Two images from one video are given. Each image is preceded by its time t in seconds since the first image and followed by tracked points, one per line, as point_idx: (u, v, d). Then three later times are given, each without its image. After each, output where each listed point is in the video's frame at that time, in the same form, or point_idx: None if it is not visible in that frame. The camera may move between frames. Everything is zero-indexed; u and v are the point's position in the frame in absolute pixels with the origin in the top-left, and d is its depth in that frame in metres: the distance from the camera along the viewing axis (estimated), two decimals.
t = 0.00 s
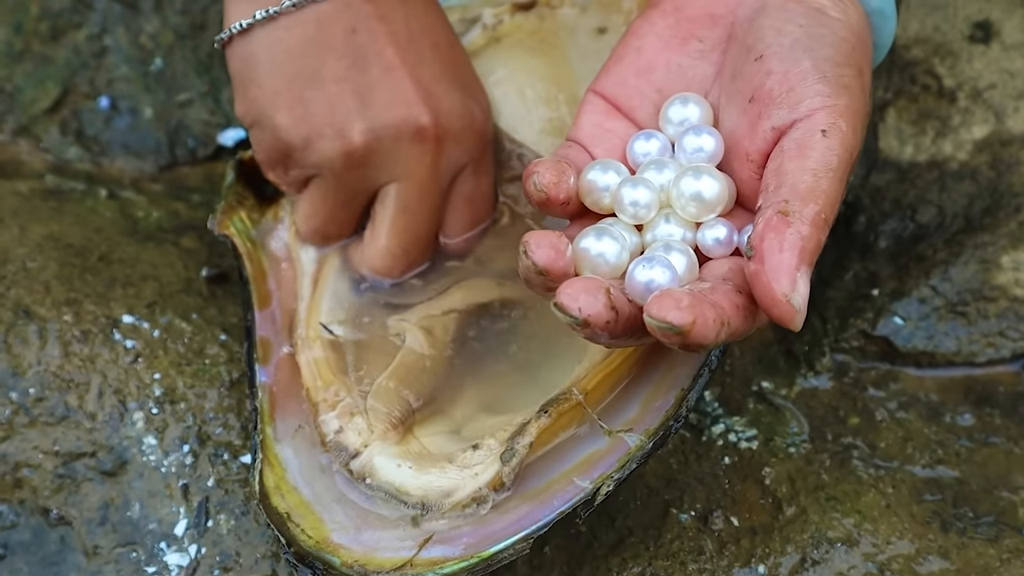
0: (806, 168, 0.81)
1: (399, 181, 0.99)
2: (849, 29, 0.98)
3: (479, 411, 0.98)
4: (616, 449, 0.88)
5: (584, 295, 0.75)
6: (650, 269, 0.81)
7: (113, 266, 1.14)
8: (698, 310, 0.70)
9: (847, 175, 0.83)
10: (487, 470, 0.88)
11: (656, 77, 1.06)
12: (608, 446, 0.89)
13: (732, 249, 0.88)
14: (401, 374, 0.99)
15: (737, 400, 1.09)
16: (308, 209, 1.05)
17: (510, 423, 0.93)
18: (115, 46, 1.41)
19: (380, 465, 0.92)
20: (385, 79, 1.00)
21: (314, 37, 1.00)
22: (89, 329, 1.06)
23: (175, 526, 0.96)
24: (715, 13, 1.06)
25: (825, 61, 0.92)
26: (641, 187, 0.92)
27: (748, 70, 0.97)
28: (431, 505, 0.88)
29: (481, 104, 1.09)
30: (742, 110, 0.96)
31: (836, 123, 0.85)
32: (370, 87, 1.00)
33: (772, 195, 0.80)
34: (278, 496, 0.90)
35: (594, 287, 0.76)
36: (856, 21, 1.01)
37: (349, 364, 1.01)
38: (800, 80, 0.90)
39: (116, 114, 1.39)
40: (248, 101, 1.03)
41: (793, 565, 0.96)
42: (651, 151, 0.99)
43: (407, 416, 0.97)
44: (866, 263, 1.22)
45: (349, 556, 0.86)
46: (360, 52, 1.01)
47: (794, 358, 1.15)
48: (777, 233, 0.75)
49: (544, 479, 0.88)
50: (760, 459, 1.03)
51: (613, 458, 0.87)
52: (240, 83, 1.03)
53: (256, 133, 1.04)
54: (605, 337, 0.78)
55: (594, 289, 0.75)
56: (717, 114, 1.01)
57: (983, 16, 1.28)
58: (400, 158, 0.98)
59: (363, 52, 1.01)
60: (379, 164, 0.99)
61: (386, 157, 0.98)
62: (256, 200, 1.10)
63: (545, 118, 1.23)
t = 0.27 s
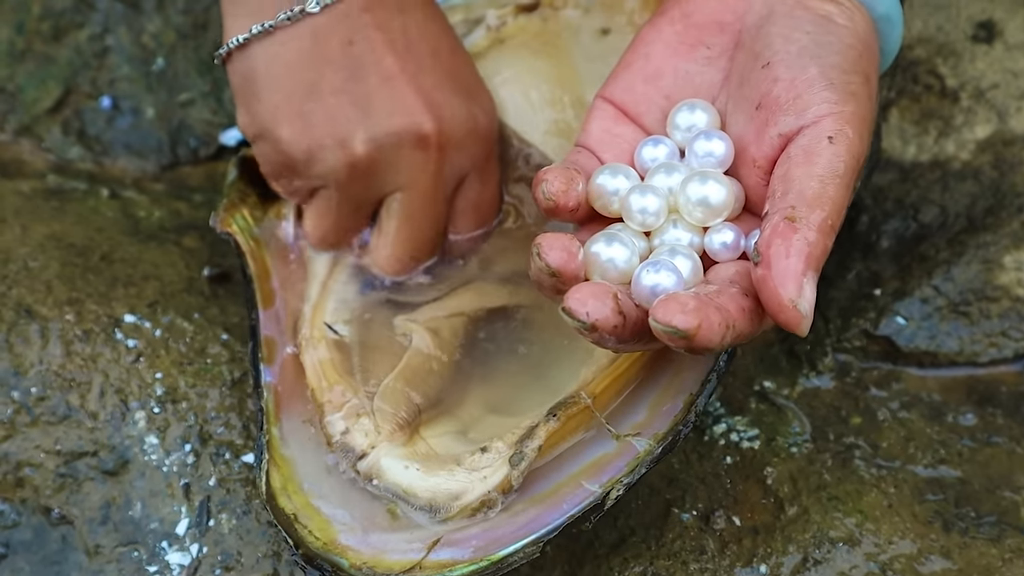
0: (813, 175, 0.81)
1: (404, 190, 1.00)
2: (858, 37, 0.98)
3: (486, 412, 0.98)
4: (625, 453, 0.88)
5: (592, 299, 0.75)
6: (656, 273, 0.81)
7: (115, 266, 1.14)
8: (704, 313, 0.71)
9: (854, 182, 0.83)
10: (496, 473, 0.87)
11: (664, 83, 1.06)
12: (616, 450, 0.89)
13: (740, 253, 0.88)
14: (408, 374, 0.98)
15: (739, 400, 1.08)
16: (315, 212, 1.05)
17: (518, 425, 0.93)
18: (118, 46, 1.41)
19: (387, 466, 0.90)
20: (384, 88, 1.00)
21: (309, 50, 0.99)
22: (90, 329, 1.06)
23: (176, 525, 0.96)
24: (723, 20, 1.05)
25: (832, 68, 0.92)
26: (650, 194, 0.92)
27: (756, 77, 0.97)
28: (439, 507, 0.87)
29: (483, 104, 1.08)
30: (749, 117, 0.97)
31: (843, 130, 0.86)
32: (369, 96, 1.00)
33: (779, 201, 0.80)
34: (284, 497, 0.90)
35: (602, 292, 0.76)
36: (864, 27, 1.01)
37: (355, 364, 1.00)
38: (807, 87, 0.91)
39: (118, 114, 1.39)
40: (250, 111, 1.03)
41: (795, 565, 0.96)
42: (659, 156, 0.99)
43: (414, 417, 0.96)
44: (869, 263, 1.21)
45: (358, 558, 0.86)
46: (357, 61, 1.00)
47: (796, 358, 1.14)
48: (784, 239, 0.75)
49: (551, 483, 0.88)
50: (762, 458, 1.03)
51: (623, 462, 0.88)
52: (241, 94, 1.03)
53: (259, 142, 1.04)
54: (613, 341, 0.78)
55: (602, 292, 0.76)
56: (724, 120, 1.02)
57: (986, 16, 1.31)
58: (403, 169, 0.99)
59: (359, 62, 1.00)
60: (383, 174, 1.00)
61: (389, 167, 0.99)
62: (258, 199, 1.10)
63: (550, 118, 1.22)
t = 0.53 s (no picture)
0: (820, 185, 0.82)
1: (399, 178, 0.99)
2: (863, 46, 0.99)
3: (494, 416, 0.97)
4: (636, 460, 0.88)
5: (603, 310, 0.77)
6: (666, 284, 0.82)
7: (116, 266, 1.13)
8: (713, 324, 0.72)
9: (860, 192, 0.84)
10: (507, 477, 0.87)
11: (670, 92, 1.05)
12: (627, 456, 0.89)
13: (748, 263, 0.88)
14: (416, 375, 0.98)
15: (741, 401, 1.08)
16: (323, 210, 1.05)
17: (529, 429, 0.93)
18: (119, 46, 1.41)
19: (396, 467, 0.90)
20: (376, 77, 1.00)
21: (302, 44, 1.01)
22: (92, 329, 1.06)
23: (178, 526, 0.96)
24: (729, 29, 1.05)
25: (837, 78, 0.93)
26: (658, 205, 0.92)
27: (762, 87, 0.98)
28: (449, 511, 0.87)
29: (484, 94, 1.07)
30: (755, 127, 0.97)
31: (850, 140, 0.87)
32: (359, 87, 1.00)
33: (786, 211, 0.81)
34: (291, 498, 0.90)
35: (614, 303, 0.77)
36: (868, 37, 1.02)
37: (363, 365, 1.00)
38: (813, 97, 0.92)
39: (120, 114, 1.39)
40: (256, 104, 1.05)
41: (797, 566, 0.96)
42: (666, 166, 0.99)
43: (423, 419, 0.95)
44: (872, 264, 1.20)
45: (368, 561, 0.86)
46: (348, 52, 1.01)
47: (798, 359, 1.13)
48: (792, 250, 0.76)
49: (561, 488, 0.88)
50: (764, 460, 1.03)
51: (634, 470, 0.88)
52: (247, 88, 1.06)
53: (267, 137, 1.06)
54: (625, 352, 0.80)
55: (613, 304, 0.77)
56: (730, 130, 1.01)
57: (988, 17, 1.30)
58: (397, 157, 0.98)
59: (349, 53, 1.01)
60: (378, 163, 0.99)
61: (381, 154, 0.98)
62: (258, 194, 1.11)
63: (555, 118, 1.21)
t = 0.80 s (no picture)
0: (825, 199, 0.83)
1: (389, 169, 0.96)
2: (868, 56, 0.99)
3: (503, 423, 0.99)
4: (650, 469, 0.89)
5: (614, 326, 0.78)
6: (673, 295, 0.82)
7: (116, 266, 1.14)
8: (719, 335, 0.74)
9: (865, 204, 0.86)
10: (521, 485, 0.88)
11: (678, 102, 1.06)
12: (641, 465, 0.90)
13: (753, 271, 0.89)
14: (428, 378, 0.98)
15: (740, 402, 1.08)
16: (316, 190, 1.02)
17: (541, 437, 0.94)
18: (120, 46, 1.41)
19: (409, 471, 0.91)
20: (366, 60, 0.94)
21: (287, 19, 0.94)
22: (92, 329, 1.06)
23: (177, 526, 0.96)
24: (734, 39, 1.05)
25: (842, 90, 0.93)
26: (666, 218, 0.93)
27: (767, 98, 0.99)
28: (464, 516, 0.87)
29: (477, 74, 1.01)
30: (761, 138, 0.98)
31: (854, 152, 0.88)
32: (350, 71, 0.94)
33: (792, 222, 0.83)
34: (304, 501, 0.90)
35: (625, 318, 0.79)
36: (874, 46, 1.01)
37: (373, 366, 1.01)
38: (818, 109, 0.93)
39: (120, 114, 1.39)
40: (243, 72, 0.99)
41: (795, 567, 0.96)
42: (674, 176, 1.00)
43: (435, 422, 0.96)
44: (870, 265, 1.21)
45: (382, 566, 0.86)
46: (338, 30, 0.94)
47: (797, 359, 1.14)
48: (796, 262, 0.78)
49: (574, 495, 0.89)
50: (763, 461, 1.03)
51: (649, 479, 0.89)
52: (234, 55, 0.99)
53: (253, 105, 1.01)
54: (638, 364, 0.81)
55: (624, 318, 0.79)
56: (736, 139, 1.02)
57: (987, 19, 1.31)
58: (386, 148, 0.95)
59: (339, 32, 0.94)
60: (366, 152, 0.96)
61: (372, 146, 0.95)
62: (262, 189, 1.07)
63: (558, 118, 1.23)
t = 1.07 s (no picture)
0: (827, 208, 0.84)
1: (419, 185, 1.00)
2: (870, 64, 1.00)
3: (505, 425, 0.99)
4: (654, 475, 0.90)
5: (619, 334, 0.79)
6: (678, 301, 0.83)
7: (117, 269, 1.14)
8: (722, 343, 0.74)
9: (867, 212, 0.86)
10: (526, 489, 0.89)
11: (682, 109, 1.06)
12: (645, 470, 0.90)
13: (758, 277, 0.90)
14: (432, 383, 0.98)
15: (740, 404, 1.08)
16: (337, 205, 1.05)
17: (546, 441, 0.95)
18: (121, 49, 1.41)
19: (413, 477, 0.92)
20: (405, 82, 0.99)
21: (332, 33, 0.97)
22: (93, 332, 1.06)
23: (178, 528, 0.97)
24: (738, 46, 1.07)
25: (845, 98, 0.94)
26: (671, 225, 0.93)
27: (771, 106, 0.99)
28: (469, 521, 0.88)
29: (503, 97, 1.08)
30: (765, 146, 0.99)
31: (857, 160, 0.88)
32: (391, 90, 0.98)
33: (795, 230, 0.84)
34: (308, 504, 0.90)
35: (629, 326, 0.80)
36: (876, 53, 1.03)
37: (377, 370, 1.01)
38: (821, 118, 0.93)
39: (121, 116, 1.39)
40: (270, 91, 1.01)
41: (795, 570, 0.96)
42: (679, 183, 1.00)
43: (438, 428, 0.96)
44: (870, 268, 1.21)
45: (388, 571, 0.86)
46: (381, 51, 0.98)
47: (797, 362, 1.14)
48: (799, 271, 0.79)
49: (579, 501, 0.89)
50: (763, 464, 1.04)
51: (654, 485, 0.89)
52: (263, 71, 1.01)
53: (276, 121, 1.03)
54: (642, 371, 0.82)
55: (627, 327, 0.80)
56: (740, 146, 1.03)
57: (987, 22, 1.31)
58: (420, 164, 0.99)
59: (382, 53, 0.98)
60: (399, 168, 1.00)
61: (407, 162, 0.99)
62: (263, 191, 1.08)
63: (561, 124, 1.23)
